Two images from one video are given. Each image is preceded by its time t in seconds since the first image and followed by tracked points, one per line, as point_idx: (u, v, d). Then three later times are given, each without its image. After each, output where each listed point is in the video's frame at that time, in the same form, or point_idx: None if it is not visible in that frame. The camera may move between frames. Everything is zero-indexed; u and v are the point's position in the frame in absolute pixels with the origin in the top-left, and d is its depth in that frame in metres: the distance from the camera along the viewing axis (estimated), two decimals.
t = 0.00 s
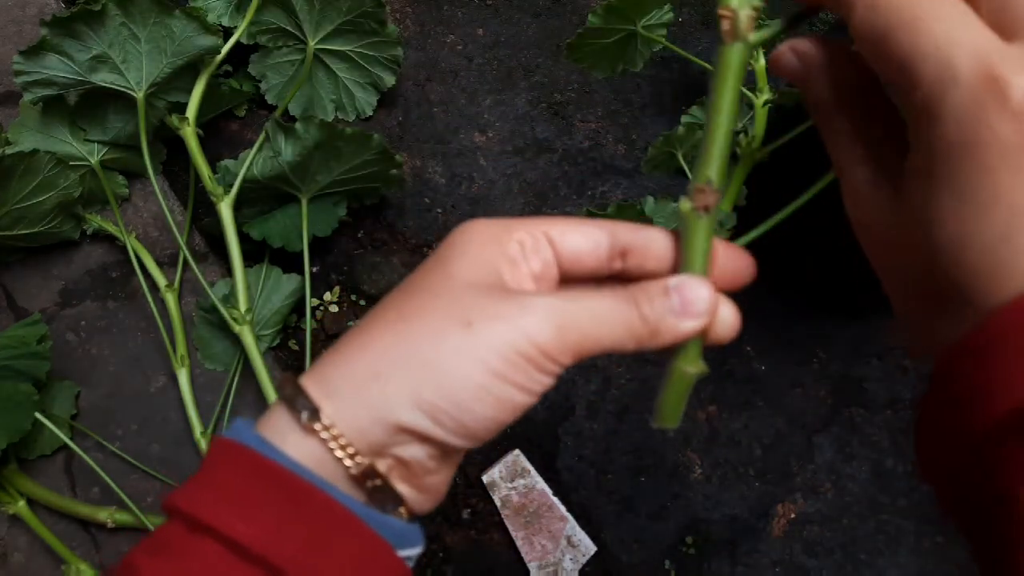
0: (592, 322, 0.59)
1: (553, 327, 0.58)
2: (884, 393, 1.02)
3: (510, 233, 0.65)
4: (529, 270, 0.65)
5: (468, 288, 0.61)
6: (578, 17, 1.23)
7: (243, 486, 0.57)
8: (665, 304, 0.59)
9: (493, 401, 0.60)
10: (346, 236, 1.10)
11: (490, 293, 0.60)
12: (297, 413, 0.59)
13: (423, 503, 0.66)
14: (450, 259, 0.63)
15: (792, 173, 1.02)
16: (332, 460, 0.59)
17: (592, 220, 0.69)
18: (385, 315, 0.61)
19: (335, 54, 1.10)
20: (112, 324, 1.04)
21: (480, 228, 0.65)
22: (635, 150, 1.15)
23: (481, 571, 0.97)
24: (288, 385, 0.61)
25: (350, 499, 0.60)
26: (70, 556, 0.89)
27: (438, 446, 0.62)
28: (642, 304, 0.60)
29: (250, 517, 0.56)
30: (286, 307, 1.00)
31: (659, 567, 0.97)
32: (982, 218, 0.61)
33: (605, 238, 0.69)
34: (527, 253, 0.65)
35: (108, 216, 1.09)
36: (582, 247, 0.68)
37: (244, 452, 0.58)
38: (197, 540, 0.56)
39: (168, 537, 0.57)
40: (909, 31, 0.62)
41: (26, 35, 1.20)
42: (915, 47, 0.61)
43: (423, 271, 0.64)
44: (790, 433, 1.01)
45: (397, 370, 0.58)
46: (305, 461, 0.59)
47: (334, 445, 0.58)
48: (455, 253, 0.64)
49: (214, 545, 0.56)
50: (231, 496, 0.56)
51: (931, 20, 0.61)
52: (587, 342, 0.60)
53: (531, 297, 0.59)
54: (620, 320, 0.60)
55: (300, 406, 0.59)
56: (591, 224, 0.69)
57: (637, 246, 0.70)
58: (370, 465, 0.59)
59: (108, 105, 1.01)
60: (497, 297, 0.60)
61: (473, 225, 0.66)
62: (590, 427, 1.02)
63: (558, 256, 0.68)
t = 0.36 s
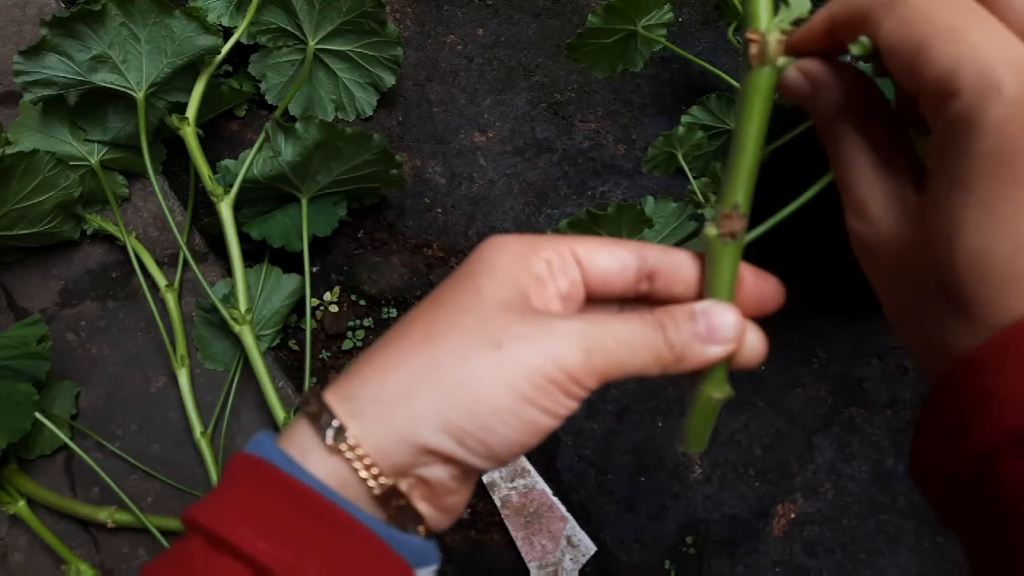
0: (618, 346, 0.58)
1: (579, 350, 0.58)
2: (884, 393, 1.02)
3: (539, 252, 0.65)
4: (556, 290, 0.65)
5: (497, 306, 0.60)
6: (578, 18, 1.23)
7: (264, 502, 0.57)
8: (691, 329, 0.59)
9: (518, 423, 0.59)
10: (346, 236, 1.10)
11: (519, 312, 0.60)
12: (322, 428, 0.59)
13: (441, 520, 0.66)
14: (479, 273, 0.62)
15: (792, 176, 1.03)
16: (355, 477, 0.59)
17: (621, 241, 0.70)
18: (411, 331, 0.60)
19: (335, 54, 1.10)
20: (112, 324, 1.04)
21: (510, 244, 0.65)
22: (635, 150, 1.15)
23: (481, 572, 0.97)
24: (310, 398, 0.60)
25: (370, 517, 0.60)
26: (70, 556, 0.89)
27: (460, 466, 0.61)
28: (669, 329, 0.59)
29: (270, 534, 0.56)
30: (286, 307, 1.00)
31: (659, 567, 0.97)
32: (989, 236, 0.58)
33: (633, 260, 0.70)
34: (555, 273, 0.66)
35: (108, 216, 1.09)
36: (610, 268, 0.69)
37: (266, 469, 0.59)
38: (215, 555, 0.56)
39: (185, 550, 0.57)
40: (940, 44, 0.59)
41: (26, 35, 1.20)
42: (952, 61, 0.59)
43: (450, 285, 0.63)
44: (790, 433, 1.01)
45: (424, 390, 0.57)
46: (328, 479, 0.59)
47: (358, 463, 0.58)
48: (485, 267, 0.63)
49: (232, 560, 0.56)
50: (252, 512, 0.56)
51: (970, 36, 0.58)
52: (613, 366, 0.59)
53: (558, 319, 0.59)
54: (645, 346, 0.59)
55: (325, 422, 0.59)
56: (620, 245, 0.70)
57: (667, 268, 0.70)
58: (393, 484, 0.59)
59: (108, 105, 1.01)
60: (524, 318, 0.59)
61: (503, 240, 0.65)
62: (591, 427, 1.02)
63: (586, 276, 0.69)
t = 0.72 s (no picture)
0: (637, 360, 0.58)
1: (597, 363, 0.58)
2: (884, 393, 1.02)
3: (560, 265, 0.65)
4: (577, 305, 0.64)
5: (516, 318, 0.60)
6: (578, 18, 1.23)
7: (282, 508, 0.57)
8: (710, 343, 0.59)
9: (534, 436, 0.59)
10: (346, 236, 1.10)
11: (538, 325, 0.59)
12: (339, 437, 0.59)
13: (456, 533, 0.66)
14: (500, 284, 0.62)
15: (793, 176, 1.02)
16: (371, 486, 0.59)
17: (643, 256, 0.69)
18: (431, 343, 0.60)
19: (335, 54, 1.10)
20: (112, 324, 1.04)
21: (532, 257, 0.65)
22: (635, 149, 1.15)
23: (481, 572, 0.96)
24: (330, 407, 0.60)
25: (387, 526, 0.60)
26: (69, 556, 0.89)
27: (474, 478, 0.61)
28: (688, 343, 0.59)
29: (288, 540, 0.56)
30: (286, 307, 1.00)
31: (659, 567, 0.97)
32: (999, 286, 0.52)
33: (654, 275, 0.69)
34: (575, 287, 0.65)
35: (108, 216, 1.09)
36: (631, 283, 0.69)
37: (285, 475, 0.59)
38: (231, 558, 0.56)
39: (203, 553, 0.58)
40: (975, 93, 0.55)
41: (26, 35, 1.20)
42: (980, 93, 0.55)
43: (472, 296, 0.63)
44: (790, 433, 1.01)
45: (440, 403, 0.57)
46: (347, 487, 0.59)
47: (373, 471, 0.58)
48: (507, 279, 0.63)
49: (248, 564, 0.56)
50: (270, 518, 0.57)
51: (1012, 94, 0.54)
52: (631, 380, 0.59)
53: (577, 333, 0.59)
54: (664, 360, 0.58)
55: (343, 432, 0.59)
56: (641, 261, 0.69)
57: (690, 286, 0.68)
58: (408, 494, 0.60)
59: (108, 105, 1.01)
60: (542, 331, 0.59)
61: (525, 253, 0.65)
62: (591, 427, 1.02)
63: (606, 290, 0.68)
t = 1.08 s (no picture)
0: (598, 362, 0.59)
1: (557, 364, 0.59)
2: (884, 393, 1.02)
3: (536, 271, 0.66)
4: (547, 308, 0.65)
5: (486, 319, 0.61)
6: (578, 18, 1.24)
7: (251, 487, 0.57)
8: (662, 346, 0.60)
9: (493, 434, 0.60)
10: (346, 236, 1.10)
11: (505, 326, 0.61)
12: (306, 423, 0.60)
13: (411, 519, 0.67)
14: (473, 286, 0.64)
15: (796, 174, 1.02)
16: (335, 474, 0.60)
17: (620, 266, 0.70)
18: (401, 339, 0.61)
19: (335, 53, 1.10)
20: (112, 324, 1.04)
21: (509, 262, 0.66)
22: (635, 149, 1.15)
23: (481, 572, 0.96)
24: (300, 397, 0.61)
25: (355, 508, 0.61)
26: (70, 556, 0.89)
27: (434, 472, 0.63)
28: (642, 344, 0.59)
29: (256, 518, 0.56)
30: (286, 306, 1.00)
31: (659, 567, 0.97)
32: None
33: (631, 285, 0.69)
34: (549, 293, 0.66)
35: (108, 216, 1.09)
36: (607, 291, 0.69)
37: (254, 458, 0.59)
38: (199, 537, 0.56)
39: (168, 534, 0.57)
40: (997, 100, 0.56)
41: (26, 35, 1.20)
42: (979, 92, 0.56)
43: (443, 296, 0.64)
44: (790, 433, 1.01)
45: (407, 397, 0.58)
46: (312, 467, 0.60)
47: (337, 460, 0.59)
48: (480, 281, 0.64)
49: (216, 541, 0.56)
50: (238, 496, 0.57)
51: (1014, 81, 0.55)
52: (588, 380, 0.59)
53: (540, 336, 0.60)
54: (620, 355, 0.59)
55: (310, 421, 0.59)
56: (618, 269, 0.70)
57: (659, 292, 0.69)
58: (371, 483, 0.60)
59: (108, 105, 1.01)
60: (509, 332, 0.60)
61: (503, 257, 0.66)
62: (590, 427, 1.02)
63: (583, 297, 0.69)
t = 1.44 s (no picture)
0: (585, 351, 0.58)
1: (548, 361, 0.58)
2: (883, 393, 1.02)
3: (524, 268, 0.66)
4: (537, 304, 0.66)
5: (477, 326, 0.61)
6: (578, 19, 1.24)
7: (259, 493, 0.57)
8: (645, 319, 0.57)
9: (497, 438, 0.61)
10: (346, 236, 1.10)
11: (496, 329, 0.61)
12: (310, 435, 0.60)
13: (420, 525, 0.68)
14: (461, 293, 0.64)
15: (800, 173, 1.00)
16: (340, 487, 0.60)
17: (607, 251, 0.70)
18: (398, 352, 0.62)
19: (335, 53, 1.10)
20: (112, 324, 1.04)
21: (497, 261, 0.67)
22: (635, 149, 1.15)
23: (481, 572, 0.96)
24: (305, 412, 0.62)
25: (366, 519, 0.60)
26: (69, 556, 0.89)
27: (441, 479, 0.64)
28: (625, 320, 0.58)
29: (265, 524, 0.56)
30: (286, 306, 1.00)
31: (659, 567, 0.96)
32: None
33: (622, 269, 0.69)
34: (538, 291, 0.67)
35: (108, 216, 1.09)
36: (597, 279, 0.69)
37: (263, 466, 0.59)
38: (213, 542, 0.56)
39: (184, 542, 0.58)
40: None
41: (26, 35, 1.20)
42: None
43: (433, 308, 0.64)
44: (789, 433, 1.02)
45: (405, 412, 0.58)
46: (323, 477, 0.60)
47: (347, 476, 0.59)
48: (470, 287, 0.64)
49: (230, 547, 0.55)
50: (247, 502, 0.57)
51: None
52: (581, 371, 0.59)
53: (527, 333, 0.60)
54: (607, 337, 0.58)
55: (317, 438, 0.60)
56: (605, 255, 0.69)
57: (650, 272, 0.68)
58: (380, 498, 0.61)
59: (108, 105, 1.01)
60: (498, 335, 0.60)
61: (489, 258, 0.67)
62: (590, 427, 1.03)
63: (574, 291, 0.69)
